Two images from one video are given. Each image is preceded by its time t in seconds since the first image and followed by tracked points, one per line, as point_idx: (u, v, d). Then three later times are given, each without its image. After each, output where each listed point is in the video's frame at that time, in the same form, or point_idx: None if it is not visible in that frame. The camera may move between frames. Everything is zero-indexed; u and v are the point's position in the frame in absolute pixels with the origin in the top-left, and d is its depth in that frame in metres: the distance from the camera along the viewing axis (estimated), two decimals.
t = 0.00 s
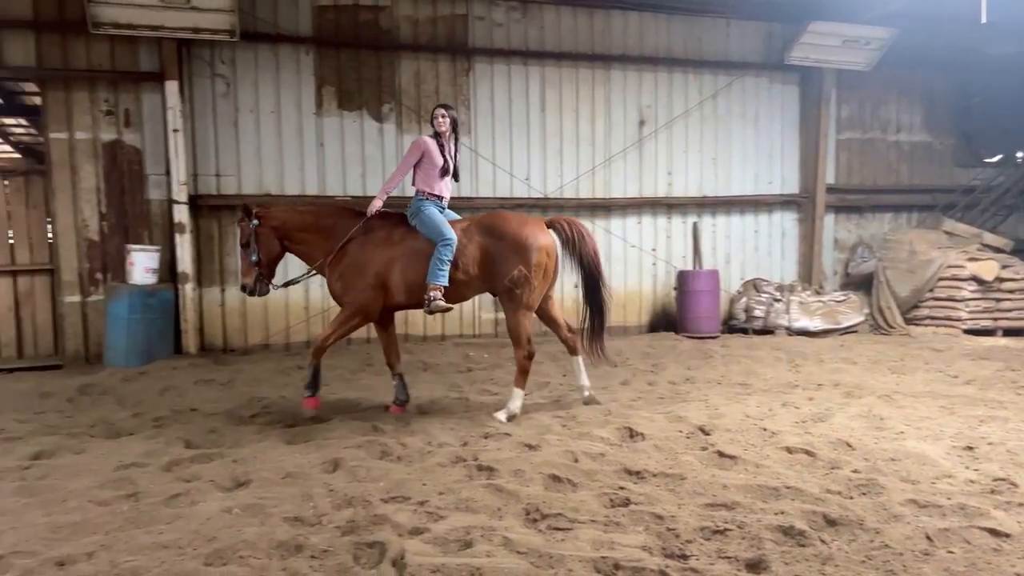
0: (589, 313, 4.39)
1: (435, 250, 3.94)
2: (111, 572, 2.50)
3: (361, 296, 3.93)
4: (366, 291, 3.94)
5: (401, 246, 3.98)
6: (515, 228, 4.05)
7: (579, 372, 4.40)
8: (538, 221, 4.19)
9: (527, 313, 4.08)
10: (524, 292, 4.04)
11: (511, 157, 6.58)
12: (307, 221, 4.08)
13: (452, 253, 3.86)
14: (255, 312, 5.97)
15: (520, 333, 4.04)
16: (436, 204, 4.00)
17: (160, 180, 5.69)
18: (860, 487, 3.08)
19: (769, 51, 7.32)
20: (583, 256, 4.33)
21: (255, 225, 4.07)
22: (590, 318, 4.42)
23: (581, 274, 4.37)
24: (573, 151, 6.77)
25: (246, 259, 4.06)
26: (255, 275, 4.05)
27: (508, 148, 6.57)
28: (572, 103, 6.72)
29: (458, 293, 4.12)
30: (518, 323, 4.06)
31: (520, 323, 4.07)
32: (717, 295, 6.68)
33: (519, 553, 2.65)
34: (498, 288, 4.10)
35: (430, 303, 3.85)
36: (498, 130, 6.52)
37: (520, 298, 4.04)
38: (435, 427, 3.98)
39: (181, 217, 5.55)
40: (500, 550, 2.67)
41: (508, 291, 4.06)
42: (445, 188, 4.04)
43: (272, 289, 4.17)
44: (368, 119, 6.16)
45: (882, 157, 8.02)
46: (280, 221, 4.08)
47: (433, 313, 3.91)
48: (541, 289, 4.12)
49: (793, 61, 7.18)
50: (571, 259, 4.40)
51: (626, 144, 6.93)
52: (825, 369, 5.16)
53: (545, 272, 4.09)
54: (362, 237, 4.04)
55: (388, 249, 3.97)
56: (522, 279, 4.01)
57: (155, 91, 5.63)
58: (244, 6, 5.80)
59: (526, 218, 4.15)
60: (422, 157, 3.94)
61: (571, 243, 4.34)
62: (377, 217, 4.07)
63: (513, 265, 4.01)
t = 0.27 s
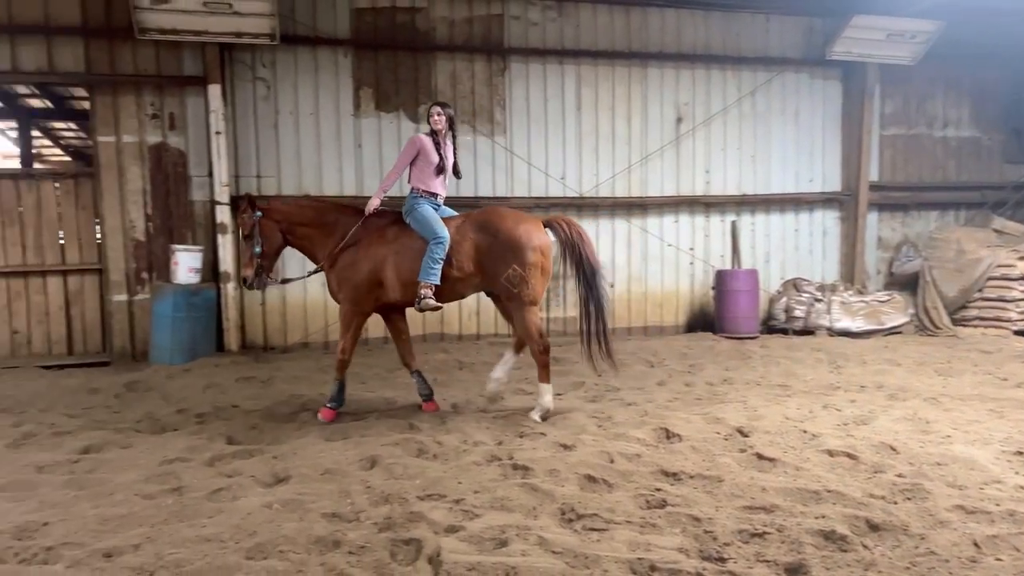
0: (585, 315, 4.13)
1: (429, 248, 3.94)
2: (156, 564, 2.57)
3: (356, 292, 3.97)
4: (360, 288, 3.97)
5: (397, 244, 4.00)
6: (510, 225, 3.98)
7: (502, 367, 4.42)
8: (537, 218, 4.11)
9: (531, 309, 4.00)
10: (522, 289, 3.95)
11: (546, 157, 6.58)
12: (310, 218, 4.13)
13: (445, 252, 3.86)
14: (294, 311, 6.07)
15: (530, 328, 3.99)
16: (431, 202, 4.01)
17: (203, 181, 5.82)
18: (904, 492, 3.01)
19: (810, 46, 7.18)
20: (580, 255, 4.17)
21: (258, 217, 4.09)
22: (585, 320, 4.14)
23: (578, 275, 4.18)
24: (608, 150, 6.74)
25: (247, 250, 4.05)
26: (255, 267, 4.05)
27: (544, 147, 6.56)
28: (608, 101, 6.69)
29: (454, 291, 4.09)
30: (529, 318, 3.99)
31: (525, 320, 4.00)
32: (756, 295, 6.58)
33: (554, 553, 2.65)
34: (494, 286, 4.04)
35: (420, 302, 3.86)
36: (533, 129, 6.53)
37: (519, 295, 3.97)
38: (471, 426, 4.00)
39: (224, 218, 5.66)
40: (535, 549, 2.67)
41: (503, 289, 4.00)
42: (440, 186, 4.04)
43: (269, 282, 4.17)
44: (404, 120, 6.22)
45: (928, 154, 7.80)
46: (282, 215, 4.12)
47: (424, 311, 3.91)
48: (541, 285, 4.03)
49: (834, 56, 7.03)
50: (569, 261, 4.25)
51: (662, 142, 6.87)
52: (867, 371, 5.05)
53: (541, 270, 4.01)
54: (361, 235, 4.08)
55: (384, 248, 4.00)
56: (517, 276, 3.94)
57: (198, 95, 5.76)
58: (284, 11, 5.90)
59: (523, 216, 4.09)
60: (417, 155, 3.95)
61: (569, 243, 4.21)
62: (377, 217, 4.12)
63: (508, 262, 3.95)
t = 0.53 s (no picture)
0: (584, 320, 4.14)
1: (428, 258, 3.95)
2: (201, 557, 2.63)
3: (356, 298, 4.03)
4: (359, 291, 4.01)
5: (398, 249, 4.02)
6: (507, 233, 3.94)
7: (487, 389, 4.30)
8: (534, 225, 4.04)
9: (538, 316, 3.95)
10: (521, 296, 3.92)
11: (583, 156, 6.56)
12: (311, 220, 4.19)
13: (443, 263, 3.88)
14: (334, 310, 6.15)
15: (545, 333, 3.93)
16: (426, 210, 4.02)
17: (246, 183, 5.94)
18: (952, 498, 2.92)
19: (854, 40, 7.03)
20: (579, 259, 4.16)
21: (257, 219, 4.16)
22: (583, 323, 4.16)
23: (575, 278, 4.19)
24: (646, 148, 6.69)
25: (247, 252, 4.13)
26: (254, 270, 4.13)
27: (580, 146, 6.55)
28: (646, 99, 6.64)
29: (454, 297, 4.11)
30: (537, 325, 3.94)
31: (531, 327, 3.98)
32: (798, 295, 6.46)
33: (591, 553, 2.64)
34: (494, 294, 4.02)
35: (418, 311, 3.89)
36: (570, 128, 6.51)
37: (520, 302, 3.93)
38: (507, 425, 4.01)
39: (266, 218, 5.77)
40: (572, 549, 2.66)
41: (503, 297, 3.97)
42: (436, 194, 4.06)
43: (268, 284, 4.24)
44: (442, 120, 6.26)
45: (979, 149, 7.57)
46: (283, 217, 4.19)
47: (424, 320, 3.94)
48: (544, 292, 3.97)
49: (879, 50, 6.86)
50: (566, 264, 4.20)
51: (702, 140, 6.79)
52: (914, 373, 4.92)
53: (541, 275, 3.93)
54: (361, 238, 4.12)
55: (382, 252, 4.02)
56: (515, 284, 3.89)
57: (240, 98, 5.87)
58: (324, 14, 5.99)
59: (520, 223, 4.02)
60: (415, 162, 3.97)
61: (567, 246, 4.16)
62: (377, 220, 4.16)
63: (506, 271, 3.91)
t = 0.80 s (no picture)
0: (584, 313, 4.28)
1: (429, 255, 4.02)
2: (246, 550, 2.69)
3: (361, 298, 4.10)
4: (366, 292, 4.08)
5: (400, 249, 4.09)
6: (503, 228, 4.06)
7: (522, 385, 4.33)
8: (529, 218, 4.16)
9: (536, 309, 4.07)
10: (518, 290, 4.04)
11: (623, 155, 6.52)
12: (314, 223, 4.25)
13: (444, 259, 3.95)
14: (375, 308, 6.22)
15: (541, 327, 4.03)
16: (428, 208, 4.11)
17: (290, 184, 6.05)
18: (1006, 505, 2.83)
19: (903, 33, 6.84)
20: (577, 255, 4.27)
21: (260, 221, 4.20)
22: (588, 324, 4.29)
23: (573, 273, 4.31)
24: (686, 146, 6.62)
25: (251, 254, 4.17)
26: (258, 271, 4.17)
27: (620, 144, 6.51)
28: (687, 97, 6.57)
29: (456, 294, 4.22)
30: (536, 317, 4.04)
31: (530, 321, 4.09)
32: (844, 295, 6.32)
33: (631, 555, 2.62)
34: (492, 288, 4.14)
35: (423, 309, 3.97)
36: (609, 127, 6.48)
37: (517, 296, 4.06)
38: (546, 424, 4.01)
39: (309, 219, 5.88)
40: (611, 550, 2.65)
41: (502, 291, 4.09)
42: (438, 192, 4.15)
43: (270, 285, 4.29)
44: (481, 120, 6.29)
45: None
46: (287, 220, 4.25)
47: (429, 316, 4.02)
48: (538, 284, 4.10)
49: (930, 43, 6.66)
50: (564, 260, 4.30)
51: (744, 137, 6.69)
52: (966, 376, 4.78)
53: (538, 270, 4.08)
54: (365, 240, 4.18)
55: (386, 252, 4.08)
56: (514, 278, 4.03)
57: (284, 100, 5.98)
58: (365, 17, 6.07)
59: (516, 216, 4.13)
60: (417, 161, 4.04)
61: (566, 243, 4.25)
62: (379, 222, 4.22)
63: (504, 265, 4.03)
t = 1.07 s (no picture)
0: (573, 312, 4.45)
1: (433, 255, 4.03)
2: (290, 544, 2.74)
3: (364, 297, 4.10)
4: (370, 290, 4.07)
5: (406, 251, 4.09)
6: (505, 230, 4.10)
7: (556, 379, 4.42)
8: (531, 223, 4.21)
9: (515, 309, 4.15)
10: (508, 291, 4.09)
11: (664, 153, 6.47)
12: (323, 218, 4.28)
13: (447, 258, 3.95)
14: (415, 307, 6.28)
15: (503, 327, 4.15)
16: (432, 211, 4.14)
17: (332, 184, 6.15)
18: None
19: (955, 25, 6.63)
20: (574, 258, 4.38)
21: (270, 211, 4.26)
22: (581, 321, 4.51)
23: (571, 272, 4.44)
24: (729, 144, 6.52)
25: (258, 242, 4.24)
26: (263, 258, 4.23)
27: (661, 142, 6.45)
28: (730, 93, 6.48)
29: (456, 294, 4.22)
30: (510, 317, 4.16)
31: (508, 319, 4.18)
32: (892, 295, 6.16)
33: (671, 557, 2.59)
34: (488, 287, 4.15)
35: (427, 306, 3.92)
36: (650, 125, 6.43)
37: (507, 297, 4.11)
38: (585, 424, 4.00)
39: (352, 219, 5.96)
40: (651, 551, 2.62)
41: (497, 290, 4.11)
42: (441, 196, 4.18)
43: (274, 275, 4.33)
44: (520, 120, 6.31)
45: None
46: (296, 213, 4.29)
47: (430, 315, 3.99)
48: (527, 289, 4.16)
49: (984, 35, 6.44)
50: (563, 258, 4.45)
51: (788, 134, 6.57)
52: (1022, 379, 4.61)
53: (531, 271, 4.13)
54: (372, 239, 4.20)
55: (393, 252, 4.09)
56: (508, 277, 4.05)
57: (327, 102, 6.06)
58: (406, 19, 6.15)
59: (519, 220, 4.18)
60: (420, 165, 4.09)
61: (564, 243, 4.38)
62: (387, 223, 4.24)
63: (501, 266, 4.06)
